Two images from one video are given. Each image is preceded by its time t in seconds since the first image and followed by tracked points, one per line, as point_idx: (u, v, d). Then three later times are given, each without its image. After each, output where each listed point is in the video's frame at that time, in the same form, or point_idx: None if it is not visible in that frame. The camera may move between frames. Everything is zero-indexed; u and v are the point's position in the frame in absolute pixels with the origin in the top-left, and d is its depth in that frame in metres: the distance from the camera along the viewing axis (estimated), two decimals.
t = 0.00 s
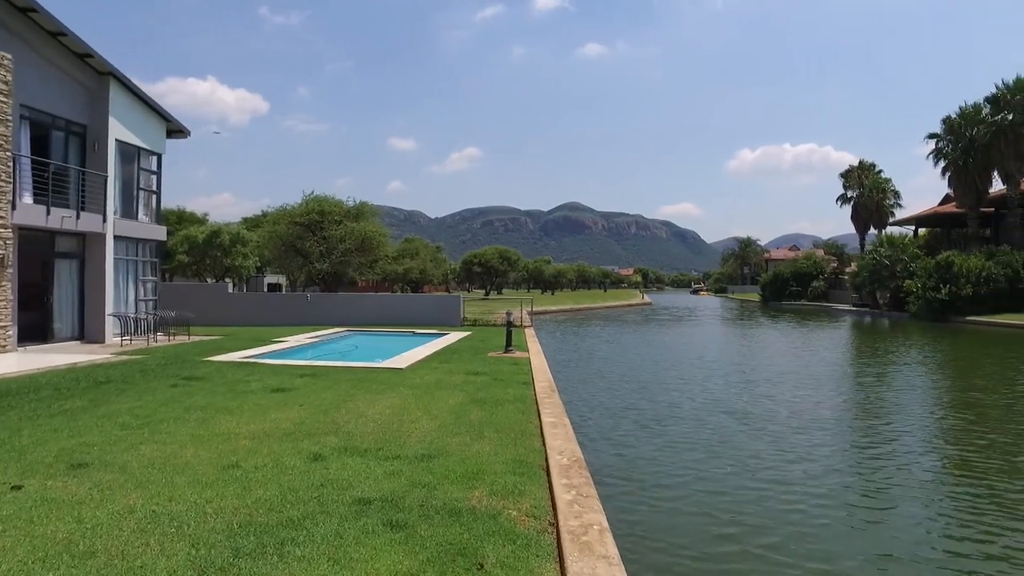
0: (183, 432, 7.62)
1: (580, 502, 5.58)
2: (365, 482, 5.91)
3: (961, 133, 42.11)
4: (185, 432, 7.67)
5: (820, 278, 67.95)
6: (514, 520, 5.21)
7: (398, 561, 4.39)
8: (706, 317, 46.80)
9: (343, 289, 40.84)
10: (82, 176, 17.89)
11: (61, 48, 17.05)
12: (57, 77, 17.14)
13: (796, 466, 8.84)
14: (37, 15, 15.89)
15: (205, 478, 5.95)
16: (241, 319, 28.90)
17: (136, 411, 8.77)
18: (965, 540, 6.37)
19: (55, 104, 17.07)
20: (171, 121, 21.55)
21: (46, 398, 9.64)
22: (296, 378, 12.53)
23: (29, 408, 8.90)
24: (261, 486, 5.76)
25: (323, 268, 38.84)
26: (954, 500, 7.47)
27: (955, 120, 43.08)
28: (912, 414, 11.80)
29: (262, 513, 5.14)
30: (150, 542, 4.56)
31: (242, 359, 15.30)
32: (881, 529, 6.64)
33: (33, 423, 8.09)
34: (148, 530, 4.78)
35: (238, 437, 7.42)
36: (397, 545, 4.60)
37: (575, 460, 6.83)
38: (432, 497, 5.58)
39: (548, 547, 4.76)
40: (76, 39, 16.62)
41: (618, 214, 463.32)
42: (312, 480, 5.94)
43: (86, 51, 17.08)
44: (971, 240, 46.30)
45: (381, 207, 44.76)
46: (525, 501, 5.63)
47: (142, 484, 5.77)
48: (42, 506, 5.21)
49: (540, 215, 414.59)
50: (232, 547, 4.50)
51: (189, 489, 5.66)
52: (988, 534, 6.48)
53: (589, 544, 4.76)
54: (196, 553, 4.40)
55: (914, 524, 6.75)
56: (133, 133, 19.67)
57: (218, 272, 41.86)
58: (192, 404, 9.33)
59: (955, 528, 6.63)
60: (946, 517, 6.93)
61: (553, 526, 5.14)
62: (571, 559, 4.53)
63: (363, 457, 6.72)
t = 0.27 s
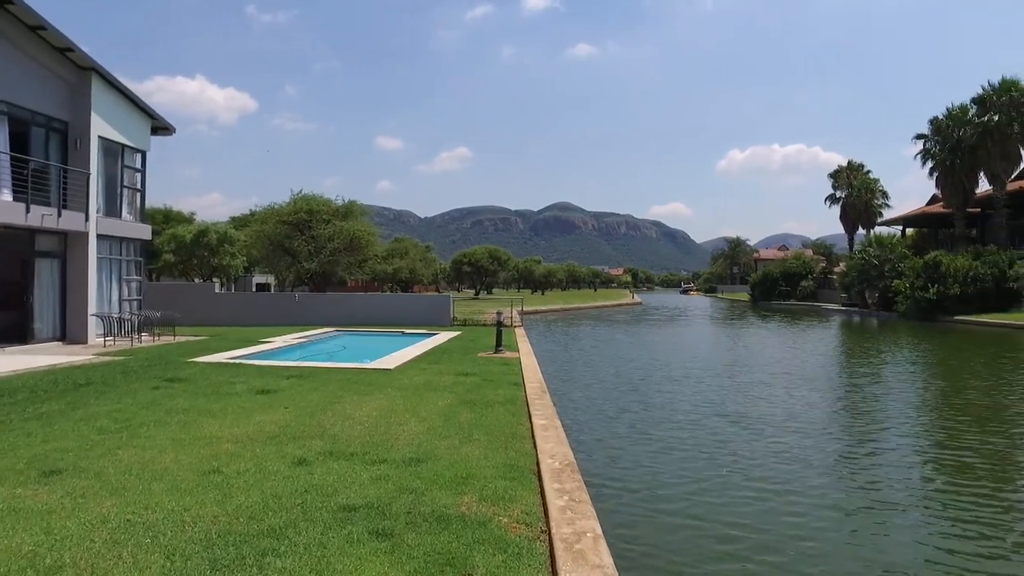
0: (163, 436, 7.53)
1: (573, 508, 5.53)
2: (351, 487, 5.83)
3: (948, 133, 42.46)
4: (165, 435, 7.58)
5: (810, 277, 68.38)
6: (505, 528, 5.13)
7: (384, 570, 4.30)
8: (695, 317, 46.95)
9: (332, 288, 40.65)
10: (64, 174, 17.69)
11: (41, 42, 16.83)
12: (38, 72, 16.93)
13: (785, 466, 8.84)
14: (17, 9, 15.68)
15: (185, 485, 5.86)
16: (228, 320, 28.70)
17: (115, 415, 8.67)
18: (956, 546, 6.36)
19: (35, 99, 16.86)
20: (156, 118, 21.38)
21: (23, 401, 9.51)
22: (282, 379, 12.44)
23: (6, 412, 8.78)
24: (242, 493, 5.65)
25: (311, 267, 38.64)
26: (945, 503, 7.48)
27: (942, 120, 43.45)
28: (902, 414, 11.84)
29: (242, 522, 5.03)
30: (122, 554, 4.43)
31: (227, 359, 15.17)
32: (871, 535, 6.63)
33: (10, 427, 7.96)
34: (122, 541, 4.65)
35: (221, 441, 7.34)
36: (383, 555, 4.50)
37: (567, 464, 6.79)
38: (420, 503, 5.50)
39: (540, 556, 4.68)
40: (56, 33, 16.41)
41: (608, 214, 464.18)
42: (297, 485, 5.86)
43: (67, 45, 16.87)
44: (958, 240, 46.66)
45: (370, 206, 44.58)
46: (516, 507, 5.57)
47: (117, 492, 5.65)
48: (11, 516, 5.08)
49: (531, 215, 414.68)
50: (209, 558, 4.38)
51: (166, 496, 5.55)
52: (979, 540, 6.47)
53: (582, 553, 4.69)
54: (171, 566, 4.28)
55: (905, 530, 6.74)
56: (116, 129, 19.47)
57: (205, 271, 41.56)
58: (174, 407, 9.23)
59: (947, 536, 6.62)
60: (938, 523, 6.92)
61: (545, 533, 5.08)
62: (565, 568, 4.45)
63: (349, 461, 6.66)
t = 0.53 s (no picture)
0: (142, 440, 7.43)
1: (563, 515, 5.47)
2: (334, 493, 5.75)
3: (936, 134, 42.81)
4: (144, 440, 7.48)
5: (799, 277, 68.83)
6: (493, 536, 5.05)
7: None
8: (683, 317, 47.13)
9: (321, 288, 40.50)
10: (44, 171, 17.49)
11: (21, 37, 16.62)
12: (18, 68, 16.72)
13: (773, 465, 8.87)
14: None
15: (162, 492, 5.74)
16: (214, 320, 28.49)
17: (93, 418, 8.55)
18: (946, 543, 6.34)
19: (15, 95, 16.65)
20: (140, 114, 21.18)
21: None
22: (267, 380, 12.35)
23: None
24: (221, 500, 5.53)
25: (299, 266, 38.47)
26: (934, 501, 7.48)
27: (930, 121, 43.81)
28: (890, 414, 11.89)
29: (220, 531, 4.90)
30: (90, 568, 4.27)
31: (213, 360, 15.06)
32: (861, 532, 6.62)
33: None
34: (92, 552, 4.50)
35: (202, 445, 7.25)
36: (367, 565, 4.39)
37: (557, 468, 6.74)
38: (406, 510, 5.40)
39: (529, 565, 4.60)
40: (37, 28, 16.21)
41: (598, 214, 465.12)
42: (278, 492, 5.77)
43: (47, 40, 16.66)
44: (945, 240, 47.04)
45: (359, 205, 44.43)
46: (505, 513, 5.49)
47: (90, 500, 5.50)
48: None
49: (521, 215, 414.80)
50: (184, 571, 4.25)
51: (142, 505, 5.42)
52: (969, 537, 6.46)
53: (571, 562, 4.61)
54: None
55: (896, 527, 6.73)
56: (99, 125, 19.29)
57: (192, 271, 41.29)
58: (156, 410, 9.12)
59: (937, 531, 6.60)
60: (928, 520, 6.91)
61: (534, 541, 4.99)
62: None
63: (333, 465, 6.59)
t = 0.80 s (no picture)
0: (118, 445, 7.31)
1: (552, 522, 5.31)
2: (315, 500, 5.63)
3: (924, 134, 43.11)
4: (120, 445, 7.36)
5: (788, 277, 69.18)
6: (479, 544, 4.92)
7: None
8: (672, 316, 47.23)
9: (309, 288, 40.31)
10: (24, 169, 17.28)
11: None
12: None
13: (758, 467, 8.90)
14: None
15: (136, 499, 5.61)
16: (200, 321, 28.27)
17: (69, 422, 8.42)
18: (934, 547, 6.31)
19: None
20: (123, 111, 20.99)
21: None
22: (251, 382, 12.24)
23: None
24: (197, 508, 5.38)
25: (287, 266, 38.28)
26: (922, 504, 7.47)
27: (918, 122, 44.13)
28: (877, 414, 11.92)
29: (194, 541, 4.75)
30: None
31: (197, 362, 14.93)
32: (849, 538, 6.59)
33: None
34: (57, 566, 4.32)
35: (182, 450, 7.15)
36: None
37: (546, 472, 6.67)
38: (389, 517, 5.26)
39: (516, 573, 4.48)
40: (16, 23, 16.01)
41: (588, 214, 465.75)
42: (258, 498, 5.65)
43: (26, 35, 16.46)
44: (932, 240, 47.38)
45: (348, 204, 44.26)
46: (491, 520, 5.37)
47: (59, 509, 5.34)
48: None
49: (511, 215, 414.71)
50: None
51: (115, 513, 5.27)
52: (959, 541, 6.43)
53: (559, 570, 4.49)
54: None
55: (885, 533, 6.70)
56: (80, 122, 19.08)
57: (179, 270, 40.99)
58: (135, 414, 9.01)
59: (926, 537, 6.58)
60: (916, 525, 6.88)
61: (521, 549, 4.87)
62: None
63: (315, 471, 6.50)
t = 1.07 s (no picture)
0: (94, 451, 7.15)
1: (541, 530, 5.21)
2: (298, 506, 5.48)
3: (911, 135, 43.41)
4: (96, 450, 7.21)
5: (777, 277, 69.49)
6: (466, 553, 4.76)
7: None
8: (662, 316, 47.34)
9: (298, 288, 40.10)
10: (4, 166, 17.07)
11: None
12: None
13: (746, 467, 8.89)
14: None
15: (109, 507, 5.42)
16: (186, 321, 28.04)
17: (43, 427, 8.26)
18: (929, 551, 6.26)
19: None
20: (106, 108, 20.80)
21: None
22: (236, 384, 12.13)
23: None
24: (172, 517, 5.19)
25: (275, 266, 38.08)
26: (914, 506, 7.44)
27: (906, 122, 44.42)
28: (866, 414, 11.94)
29: (167, 552, 4.55)
30: None
31: (182, 363, 14.80)
32: (839, 539, 6.55)
33: None
34: None
35: (162, 455, 7.02)
36: None
37: (535, 477, 6.61)
38: (373, 525, 5.09)
39: None
40: None
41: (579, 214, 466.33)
42: (238, 505, 5.49)
43: (5, 30, 16.26)
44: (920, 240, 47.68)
45: (336, 203, 44.07)
46: (479, 528, 5.22)
47: (27, 519, 5.13)
48: None
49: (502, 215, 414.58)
50: None
51: (85, 522, 5.07)
52: (953, 545, 6.37)
53: None
54: None
55: (875, 534, 6.69)
56: (62, 119, 18.89)
57: (166, 270, 40.70)
58: (113, 417, 8.86)
59: (917, 539, 6.56)
60: (909, 528, 6.85)
61: (510, 559, 4.72)
62: None
63: (297, 476, 6.39)
